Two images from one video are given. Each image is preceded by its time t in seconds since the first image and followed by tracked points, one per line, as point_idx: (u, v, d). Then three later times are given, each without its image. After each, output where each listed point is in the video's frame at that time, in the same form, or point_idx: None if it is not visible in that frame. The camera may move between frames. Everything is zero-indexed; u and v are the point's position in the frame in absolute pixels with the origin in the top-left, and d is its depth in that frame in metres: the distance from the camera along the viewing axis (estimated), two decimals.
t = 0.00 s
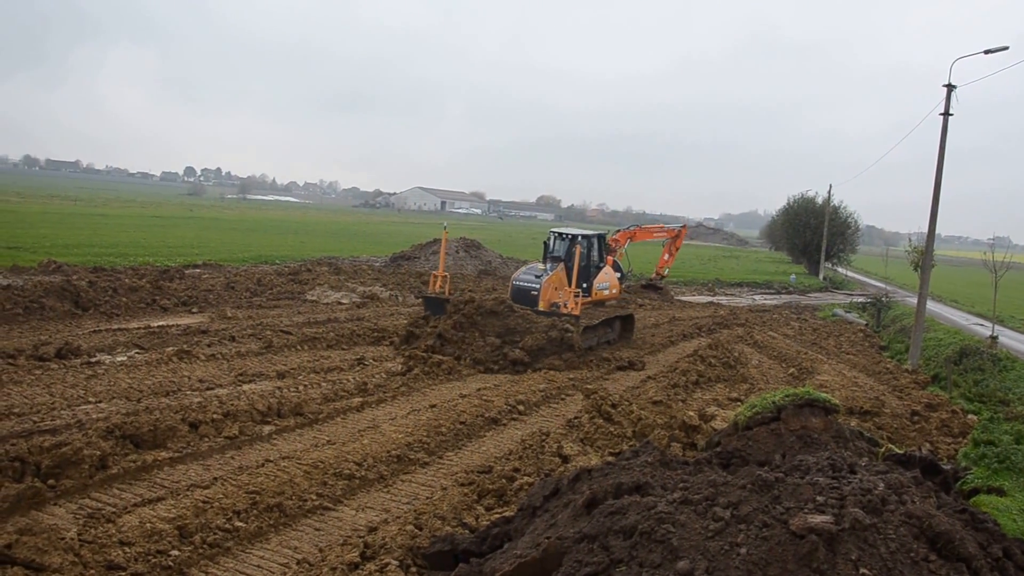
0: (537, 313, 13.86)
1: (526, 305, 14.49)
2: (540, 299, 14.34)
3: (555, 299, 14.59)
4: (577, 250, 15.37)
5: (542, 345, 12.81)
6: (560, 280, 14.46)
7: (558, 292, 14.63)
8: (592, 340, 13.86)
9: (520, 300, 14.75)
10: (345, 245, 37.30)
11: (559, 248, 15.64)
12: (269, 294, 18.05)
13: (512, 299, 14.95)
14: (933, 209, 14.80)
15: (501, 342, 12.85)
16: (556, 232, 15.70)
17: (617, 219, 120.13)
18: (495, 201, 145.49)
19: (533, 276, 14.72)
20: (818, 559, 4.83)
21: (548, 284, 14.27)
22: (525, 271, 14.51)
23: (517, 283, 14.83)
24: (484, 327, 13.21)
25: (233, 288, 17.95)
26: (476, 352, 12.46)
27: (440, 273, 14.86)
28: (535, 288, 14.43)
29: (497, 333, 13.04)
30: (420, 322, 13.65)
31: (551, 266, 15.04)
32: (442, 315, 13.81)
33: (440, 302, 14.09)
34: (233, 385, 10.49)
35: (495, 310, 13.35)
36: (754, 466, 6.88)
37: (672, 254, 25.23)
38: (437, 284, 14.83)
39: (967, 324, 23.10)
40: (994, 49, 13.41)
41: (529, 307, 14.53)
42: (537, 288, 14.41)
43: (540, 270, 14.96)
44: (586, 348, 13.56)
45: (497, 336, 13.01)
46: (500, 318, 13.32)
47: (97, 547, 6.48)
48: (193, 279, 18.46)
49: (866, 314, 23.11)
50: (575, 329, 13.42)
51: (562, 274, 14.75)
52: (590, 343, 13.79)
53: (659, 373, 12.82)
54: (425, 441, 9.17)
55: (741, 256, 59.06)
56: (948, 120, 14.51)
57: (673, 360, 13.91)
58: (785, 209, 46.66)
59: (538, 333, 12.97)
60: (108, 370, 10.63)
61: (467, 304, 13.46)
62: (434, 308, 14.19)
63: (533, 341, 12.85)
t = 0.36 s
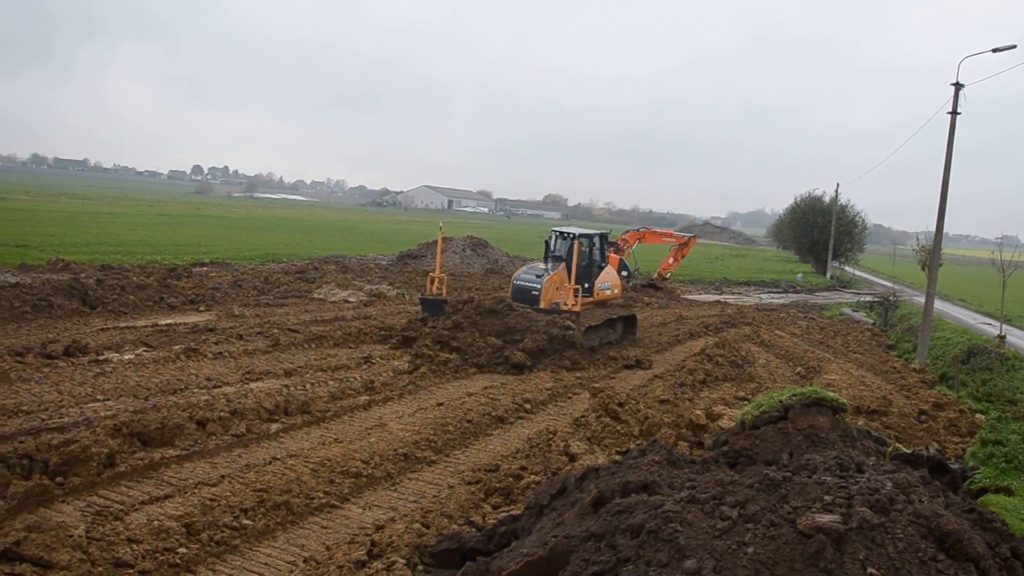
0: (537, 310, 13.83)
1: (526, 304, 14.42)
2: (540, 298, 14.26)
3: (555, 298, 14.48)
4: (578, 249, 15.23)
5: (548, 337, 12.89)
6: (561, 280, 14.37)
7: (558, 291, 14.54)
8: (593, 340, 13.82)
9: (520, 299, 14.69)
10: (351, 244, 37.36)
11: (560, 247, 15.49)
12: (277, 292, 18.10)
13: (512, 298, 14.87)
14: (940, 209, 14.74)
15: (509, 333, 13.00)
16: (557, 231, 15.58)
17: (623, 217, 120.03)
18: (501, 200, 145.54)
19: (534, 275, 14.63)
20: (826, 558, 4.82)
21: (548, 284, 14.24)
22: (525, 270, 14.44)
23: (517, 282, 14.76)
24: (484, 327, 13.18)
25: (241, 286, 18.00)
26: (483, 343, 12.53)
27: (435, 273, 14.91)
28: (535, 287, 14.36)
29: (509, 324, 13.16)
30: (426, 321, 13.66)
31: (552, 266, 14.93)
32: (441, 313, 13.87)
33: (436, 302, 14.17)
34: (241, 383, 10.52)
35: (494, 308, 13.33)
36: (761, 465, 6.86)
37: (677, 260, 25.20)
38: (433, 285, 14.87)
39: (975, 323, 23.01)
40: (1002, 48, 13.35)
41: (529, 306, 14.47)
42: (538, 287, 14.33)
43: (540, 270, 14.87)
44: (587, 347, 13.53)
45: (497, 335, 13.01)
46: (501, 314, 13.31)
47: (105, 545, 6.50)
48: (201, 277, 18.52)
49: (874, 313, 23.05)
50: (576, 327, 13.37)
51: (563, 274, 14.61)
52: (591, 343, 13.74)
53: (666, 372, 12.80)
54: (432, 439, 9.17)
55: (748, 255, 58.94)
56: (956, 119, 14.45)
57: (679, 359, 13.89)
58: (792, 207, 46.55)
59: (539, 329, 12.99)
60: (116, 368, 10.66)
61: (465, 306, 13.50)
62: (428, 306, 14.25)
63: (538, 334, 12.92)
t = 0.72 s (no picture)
0: (535, 310, 13.68)
1: (525, 303, 14.23)
2: (539, 297, 14.09)
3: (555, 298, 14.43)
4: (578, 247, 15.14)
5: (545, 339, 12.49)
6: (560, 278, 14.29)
7: (557, 290, 14.41)
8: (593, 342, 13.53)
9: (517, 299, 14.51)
10: (359, 242, 37.38)
11: (561, 246, 15.40)
12: (284, 290, 18.13)
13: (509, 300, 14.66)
14: (950, 206, 14.67)
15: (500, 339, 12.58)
16: (557, 229, 15.46)
17: (631, 215, 119.93)
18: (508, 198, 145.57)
19: (533, 274, 14.49)
20: (834, 558, 4.81)
21: (547, 281, 14.14)
22: (525, 269, 14.31)
23: (517, 281, 14.61)
24: (479, 327, 12.96)
25: (248, 284, 18.03)
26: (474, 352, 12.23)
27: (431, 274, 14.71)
28: (535, 286, 14.21)
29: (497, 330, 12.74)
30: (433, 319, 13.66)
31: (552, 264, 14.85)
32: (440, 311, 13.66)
33: (433, 301, 13.93)
34: (249, 381, 10.54)
35: (491, 309, 13.07)
36: (769, 463, 6.84)
37: (684, 260, 25.18)
38: (430, 285, 14.71)
39: (985, 322, 22.90)
40: (1012, 45, 13.27)
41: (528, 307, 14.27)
42: (537, 285, 14.20)
43: (539, 268, 14.72)
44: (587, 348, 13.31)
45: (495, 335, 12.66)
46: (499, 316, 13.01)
47: (114, 541, 6.53)
48: (209, 275, 18.57)
49: (882, 312, 22.98)
50: (574, 328, 13.07)
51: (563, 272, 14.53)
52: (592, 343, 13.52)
53: (674, 370, 12.78)
54: (439, 437, 9.18)
55: (755, 253, 58.87)
56: (966, 116, 14.38)
57: (687, 357, 13.86)
58: (800, 205, 46.44)
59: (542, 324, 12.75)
60: (125, 366, 10.69)
61: (461, 306, 13.36)
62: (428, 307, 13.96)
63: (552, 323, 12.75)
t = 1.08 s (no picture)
0: (535, 311, 13.48)
1: (523, 303, 13.97)
2: (539, 295, 13.88)
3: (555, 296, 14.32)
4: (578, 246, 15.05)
5: (547, 338, 12.44)
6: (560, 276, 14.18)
7: (558, 289, 14.23)
8: (594, 341, 13.38)
9: (516, 298, 14.24)
10: (367, 240, 37.43)
11: (562, 245, 15.34)
12: (292, 287, 18.16)
13: (507, 302, 14.37)
14: (960, 204, 14.61)
15: (504, 340, 12.50)
16: (558, 226, 15.26)
17: (638, 213, 119.83)
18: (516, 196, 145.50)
19: (533, 271, 14.23)
20: (844, 556, 4.80)
21: (547, 279, 13.96)
22: (525, 267, 14.11)
23: (516, 279, 14.39)
24: (477, 329, 12.86)
25: (257, 281, 18.08)
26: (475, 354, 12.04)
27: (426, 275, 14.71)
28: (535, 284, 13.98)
29: (499, 328, 12.68)
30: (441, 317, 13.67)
31: (552, 261, 14.73)
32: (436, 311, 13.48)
33: (426, 302, 13.83)
34: (257, 379, 10.57)
35: (487, 310, 12.89)
36: (777, 461, 6.83)
37: (692, 258, 25.18)
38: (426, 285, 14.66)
39: (995, 320, 22.80)
40: None
41: (527, 306, 14.02)
42: (537, 283, 13.97)
43: (539, 265, 14.49)
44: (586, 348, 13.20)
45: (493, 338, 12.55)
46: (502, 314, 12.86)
47: (124, 537, 6.55)
48: (217, 273, 18.61)
49: (891, 310, 22.89)
50: (573, 328, 12.88)
51: (563, 270, 14.44)
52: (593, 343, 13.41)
53: (682, 368, 12.75)
54: (447, 434, 9.18)
55: (763, 250, 58.76)
56: (976, 113, 14.32)
57: (694, 355, 13.84)
58: (809, 203, 46.31)
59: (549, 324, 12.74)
60: (134, 363, 10.73)
61: (458, 307, 13.18)
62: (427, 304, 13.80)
63: (555, 322, 12.74)
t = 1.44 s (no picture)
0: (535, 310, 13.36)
1: (525, 301, 13.88)
2: (540, 294, 13.79)
3: (556, 295, 14.20)
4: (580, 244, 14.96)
5: (547, 338, 12.37)
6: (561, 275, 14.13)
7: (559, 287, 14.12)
8: (596, 341, 13.22)
9: (517, 298, 14.12)
10: (376, 238, 37.47)
11: (563, 243, 15.25)
12: (301, 285, 18.20)
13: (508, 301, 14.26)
14: (970, 202, 14.54)
15: (507, 335, 12.45)
16: (560, 225, 15.16)
17: (647, 211, 119.63)
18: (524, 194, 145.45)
19: (534, 269, 14.13)
20: (853, 555, 4.79)
21: (548, 277, 13.89)
22: (526, 265, 14.02)
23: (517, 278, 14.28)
24: (475, 329, 12.65)
25: (266, 279, 18.12)
26: (477, 350, 11.98)
27: (425, 274, 14.68)
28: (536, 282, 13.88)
29: (501, 327, 12.58)
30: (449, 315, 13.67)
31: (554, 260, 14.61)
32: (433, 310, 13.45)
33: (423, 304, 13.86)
34: (266, 376, 10.60)
35: (487, 310, 12.79)
36: (786, 460, 6.81)
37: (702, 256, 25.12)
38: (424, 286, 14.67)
39: (1006, 319, 22.69)
40: None
41: (528, 305, 13.90)
42: (538, 281, 13.87)
43: (540, 264, 14.39)
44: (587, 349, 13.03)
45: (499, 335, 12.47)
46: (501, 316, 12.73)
47: (134, 533, 6.58)
48: (227, 271, 18.67)
49: (901, 308, 22.81)
50: (574, 329, 12.82)
51: (563, 268, 14.37)
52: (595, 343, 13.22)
53: (690, 366, 12.73)
54: (455, 432, 9.19)
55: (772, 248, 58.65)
56: (987, 110, 14.25)
57: (703, 353, 13.81)
58: (819, 200, 46.19)
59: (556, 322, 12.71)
60: (144, 361, 10.77)
61: (457, 307, 13.04)
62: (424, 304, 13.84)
63: (555, 322, 12.69)
